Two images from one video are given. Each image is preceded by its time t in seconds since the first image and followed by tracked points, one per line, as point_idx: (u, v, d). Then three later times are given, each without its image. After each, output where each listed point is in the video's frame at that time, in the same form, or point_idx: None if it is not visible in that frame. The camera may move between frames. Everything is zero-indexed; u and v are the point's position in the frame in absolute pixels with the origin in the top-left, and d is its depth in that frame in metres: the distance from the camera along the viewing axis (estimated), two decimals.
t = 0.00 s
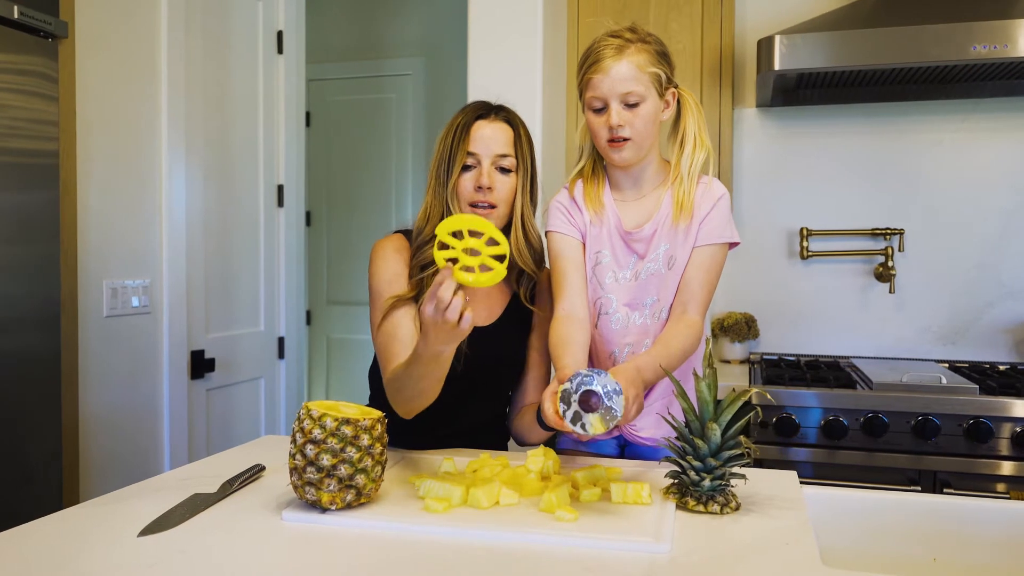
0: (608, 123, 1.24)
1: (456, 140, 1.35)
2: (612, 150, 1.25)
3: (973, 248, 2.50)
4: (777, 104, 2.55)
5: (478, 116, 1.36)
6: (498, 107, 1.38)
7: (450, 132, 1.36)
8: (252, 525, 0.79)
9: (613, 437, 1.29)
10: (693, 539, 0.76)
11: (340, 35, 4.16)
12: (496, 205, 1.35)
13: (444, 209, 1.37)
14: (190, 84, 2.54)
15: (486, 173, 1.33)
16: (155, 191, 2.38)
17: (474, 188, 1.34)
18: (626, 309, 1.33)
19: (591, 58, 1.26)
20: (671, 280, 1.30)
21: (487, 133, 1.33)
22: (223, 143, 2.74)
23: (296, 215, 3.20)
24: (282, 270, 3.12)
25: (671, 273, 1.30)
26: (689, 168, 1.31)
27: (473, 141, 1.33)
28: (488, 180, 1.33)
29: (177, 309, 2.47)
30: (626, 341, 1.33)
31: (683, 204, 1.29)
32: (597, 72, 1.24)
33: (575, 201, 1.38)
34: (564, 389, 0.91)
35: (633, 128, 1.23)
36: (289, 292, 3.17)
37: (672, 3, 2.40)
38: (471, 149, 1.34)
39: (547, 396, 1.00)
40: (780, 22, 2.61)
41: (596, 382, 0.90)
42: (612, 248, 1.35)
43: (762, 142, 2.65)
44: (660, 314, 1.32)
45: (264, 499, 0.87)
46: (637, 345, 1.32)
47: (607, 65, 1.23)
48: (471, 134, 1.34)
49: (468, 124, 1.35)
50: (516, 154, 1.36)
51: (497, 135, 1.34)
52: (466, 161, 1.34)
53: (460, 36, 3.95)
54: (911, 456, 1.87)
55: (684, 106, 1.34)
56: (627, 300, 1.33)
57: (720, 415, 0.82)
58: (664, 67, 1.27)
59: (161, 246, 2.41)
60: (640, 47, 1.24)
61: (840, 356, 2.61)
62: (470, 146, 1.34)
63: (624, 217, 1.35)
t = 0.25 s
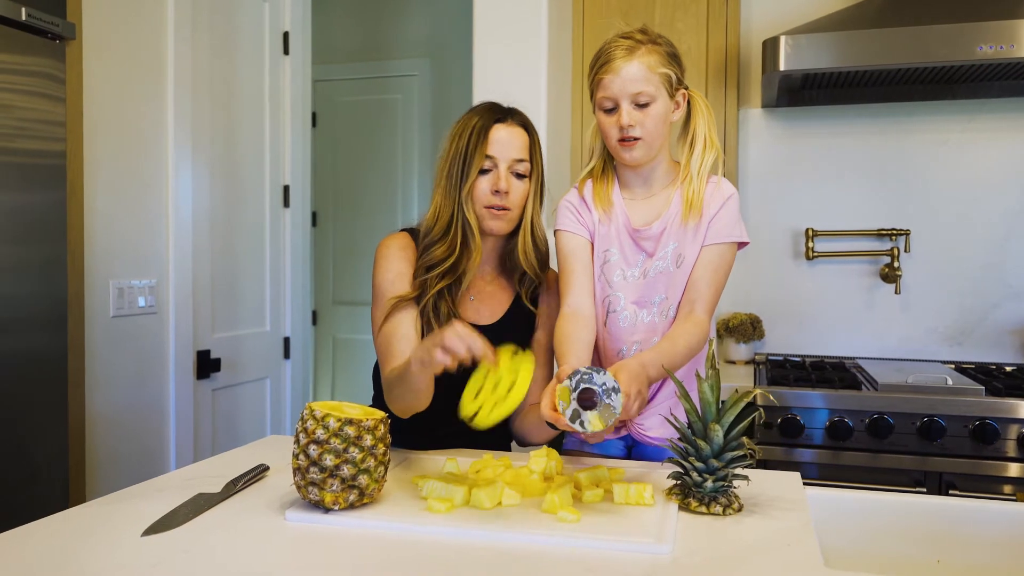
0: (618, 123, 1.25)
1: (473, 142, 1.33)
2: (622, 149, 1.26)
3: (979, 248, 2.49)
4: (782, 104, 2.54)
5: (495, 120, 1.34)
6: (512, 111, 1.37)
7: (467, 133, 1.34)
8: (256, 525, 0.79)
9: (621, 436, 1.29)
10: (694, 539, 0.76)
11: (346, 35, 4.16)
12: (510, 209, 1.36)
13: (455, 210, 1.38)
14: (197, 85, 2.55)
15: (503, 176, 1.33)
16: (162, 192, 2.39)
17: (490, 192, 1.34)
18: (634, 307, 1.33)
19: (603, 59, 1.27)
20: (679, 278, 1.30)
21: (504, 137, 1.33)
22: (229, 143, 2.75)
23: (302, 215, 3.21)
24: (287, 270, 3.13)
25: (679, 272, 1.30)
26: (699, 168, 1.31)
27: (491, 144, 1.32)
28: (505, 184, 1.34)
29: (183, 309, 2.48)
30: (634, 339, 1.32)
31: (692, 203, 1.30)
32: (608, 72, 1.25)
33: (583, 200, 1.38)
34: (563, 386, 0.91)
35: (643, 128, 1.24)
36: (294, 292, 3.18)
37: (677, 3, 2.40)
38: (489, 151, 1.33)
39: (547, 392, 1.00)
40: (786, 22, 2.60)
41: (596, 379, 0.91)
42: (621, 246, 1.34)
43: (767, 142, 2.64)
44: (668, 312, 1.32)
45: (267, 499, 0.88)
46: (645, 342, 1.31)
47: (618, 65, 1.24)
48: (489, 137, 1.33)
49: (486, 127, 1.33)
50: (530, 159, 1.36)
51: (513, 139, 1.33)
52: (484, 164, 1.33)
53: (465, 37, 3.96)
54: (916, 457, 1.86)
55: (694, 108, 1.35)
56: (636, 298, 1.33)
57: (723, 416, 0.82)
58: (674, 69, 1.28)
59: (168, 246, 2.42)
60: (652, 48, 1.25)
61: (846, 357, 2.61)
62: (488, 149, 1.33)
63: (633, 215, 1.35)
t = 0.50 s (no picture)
0: (624, 123, 1.25)
1: (483, 142, 1.34)
2: (628, 150, 1.26)
3: (982, 248, 2.49)
4: (784, 104, 2.54)
5: (504, 120, 1.36)
6: (519, 112, 1.39)
7: (476, 134, 1.36)
8: (256, 524, 0.80)
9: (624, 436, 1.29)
10: (694, 539, 0.76)
11: (349, 36, 4.17)
12: (518, 210, 1.36)
13: (464, 212, 1.39)
14: (199, 85, 2.56)
15: (512, 177, 1.34)
16: (165, 192, 2.40)
17: (499, 192, 1.34)
18: (637, 305, 1.33)
19: (610, 59, 1.28)
20: (682, 277, 1.30)
21: (512, 138, 1.34)
22: (231, 144, 2.76)
23: (305, 215, 3.21)
24: (290, 270, 3.14)
25: (683, 271, 1.30)
26: (704, 169, 1.31)
27: (500, 145, 1.33)
28: (514, 184, 1.34)
29: (186, 309, 2.49)
30: (636, 337, 1.32)
31: (696, 202, 1.29)
32: (615, 72, 1.25)
33: (588, 198, 1.39)
34: (561, 385, 0.92)
35: (649, 129, 1.24)
36: (297, 291, 3.18)
37: (679, 3, 2.40)
38: (499, 153, 1.34)
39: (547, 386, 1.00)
40: (788, 22, 2.60)
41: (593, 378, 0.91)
42: (624, 244, 1.34)
43: (769, 142, 2.64)
44: (671, 311, 1.32)
45: (268, 498, 0.88)
46: (647, 341, 1.31)
47: (625, 66, 1.24)
48: (498, 138, 1.34)
49: (495, 128, 1.35)
50: (538, 161, 1.37)
51: (520, 140, 1.34)
52: (493, 165, 1.34)
53: (467, 36, 3.96)
54: (917, 457, 1.86)
55: (701, 108, 1.34)
56: (639, 296, 1.33)
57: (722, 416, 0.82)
58: (681, 70, 1.28)
59: (170, 247, 2.43)
60: (658, 50, 1.25)
61: (848, 357, 2.60)
62: (498, 150, 1.33)
63: (637, 214, 1.35)
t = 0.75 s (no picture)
0: (625, 126, 1.26)
1: (482, 144, 1.34)
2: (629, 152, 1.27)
3: (983, 249, 2.49)
4: (785, 105, 2.55)
5: (504, 121, 1.36)
6: (519, 112, 1.39)
7: (476, 136, 1.36)
8: (260, 523, 0.80)
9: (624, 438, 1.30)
10: (695, 537, 0.77)
11: (351, 36, 4.18)
12: (518, 211, 1.36)
13: (463, 212, 1.39)
14: (201, 86, 2.57)
15: (512, 180, 1.33)
16: (168, 193, 2.41)
17: (498, 194, 1.34)
18: (639, 304, 1.34)
19: (612, 62, 1.28)
20: (684, 279, 1.30)
21: (512, 139, 1.34)
22: (234, 144, 2.76)
23: (307, 215, 3.22)
24: (292, 270, 3.15)
25: (685, 272, 1.30)
26: (710, 170, 1.31)
27: (499, 147, 1.33)
28: (514, 187, 1.33)
29: (188, 308, 2.50)
30: (638, 336, 1.33)
31: (701, 205, 1.30)
32: (616, 76, 1.26)
33: (594, 196, 1.40)
34: (556, 380, 0.92)
35: (650, 131, 1.25)
36: (298, 291, 3.19)
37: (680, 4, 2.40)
38: (498, 155, 1.33)
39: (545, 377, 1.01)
40: (789, 23, 2.60)
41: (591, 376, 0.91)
42: (628, 243, 1.35)
43: (770, 143, 2.65)
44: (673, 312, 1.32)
45: (271, 497, 0.89)
46: (648, 340, 1.32)
47: (626, 69, 1.25)
48: (497, 140, 1.34)
49: (494, 130, 1.35)
50: (537, 162, 1.37)
51: (520, 142, 1.34)
52: (492, 167, 1.34)
53: (469, 37, 3.97)
54: (918, 457, 1.86)
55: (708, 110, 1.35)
56: (641, 295, 1.34)
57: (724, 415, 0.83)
58: (684, 72, 1.28)
59: (173, 247, 2.44)
60: (660, 52, 1.26)
61: (849, 357, 2.61)
62: (497, 152, 1.33)
63: (642, 213, 1.36)
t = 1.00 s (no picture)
0: (615, 131, 1.26)
1: (486, 147, 1.34)
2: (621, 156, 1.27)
3: (983, 249, 2.50)
4: (786, 105, 2.55)
5: (507, 124, 1.35)
6: (523, 114, 1.39)
7: (479, 139, 1.36)
8: (265, 522, 0.81)
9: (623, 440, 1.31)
10: (697, 536, 0.77)
11: (352, 37, 4.18)
12: (521, 215, 1.37)
13: (466, 214, 1.40)
14: (203, 86, 2.57)
15: (515, 184, 1.34)
16: (170, 193, 2.41)
17: (501, 199, 1.35)
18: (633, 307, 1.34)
19: (606, 65, 1.28)
20: (678, 286, 1.31)
21: (515, 143, 1.34)
22: (235, 144, 2.77)
23: (308, 215, 3.22)
24: (293, 270, 3.15)
25: (680, 279, 1.31)
26: (709, 176, 1.31)
27: (502, 151, 1.33)
28: (516, 191, 1.35)
29: (190, 308, 2.50)
30: (628, 339, 1.34)
31: (696, 216, 1.30)
32: (608, 80, 1.25)
33: (592, 196, 1.40)
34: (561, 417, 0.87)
35: (640, 136, 1.24)
36: (299, 291, 3.19)
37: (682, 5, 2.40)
38: (501, 159, 1.34)
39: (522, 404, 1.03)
40: (790, 24, 2.61)
41: (595, 411, 0.87)
42: (623, 246, 1.35)
43: (771, 143, 2.65)
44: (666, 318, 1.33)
45: (276, 497, 0.89)
46: (638, 344, 1.33)
47: (617, 73, 1.24)
48: (500, 144, 1.34)
49: (498, 133, 1.34)
50: (541, 165, 1.38)
51: (523, 146, 1.34)
52: (496, 171, 1.35)
53: (470, 37, 3.97)
54: (918, 457, 1.87)
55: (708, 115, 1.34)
56: (635, 299, 1.34)
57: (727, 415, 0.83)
58: (678, 76, 1.27)
59: (174, 247, 2.44)
60: (651, 57, 1.25)
61: (849, 357, 2.61)
62: (501, 156, 1.34)
63: (638, 217, 1.36)
